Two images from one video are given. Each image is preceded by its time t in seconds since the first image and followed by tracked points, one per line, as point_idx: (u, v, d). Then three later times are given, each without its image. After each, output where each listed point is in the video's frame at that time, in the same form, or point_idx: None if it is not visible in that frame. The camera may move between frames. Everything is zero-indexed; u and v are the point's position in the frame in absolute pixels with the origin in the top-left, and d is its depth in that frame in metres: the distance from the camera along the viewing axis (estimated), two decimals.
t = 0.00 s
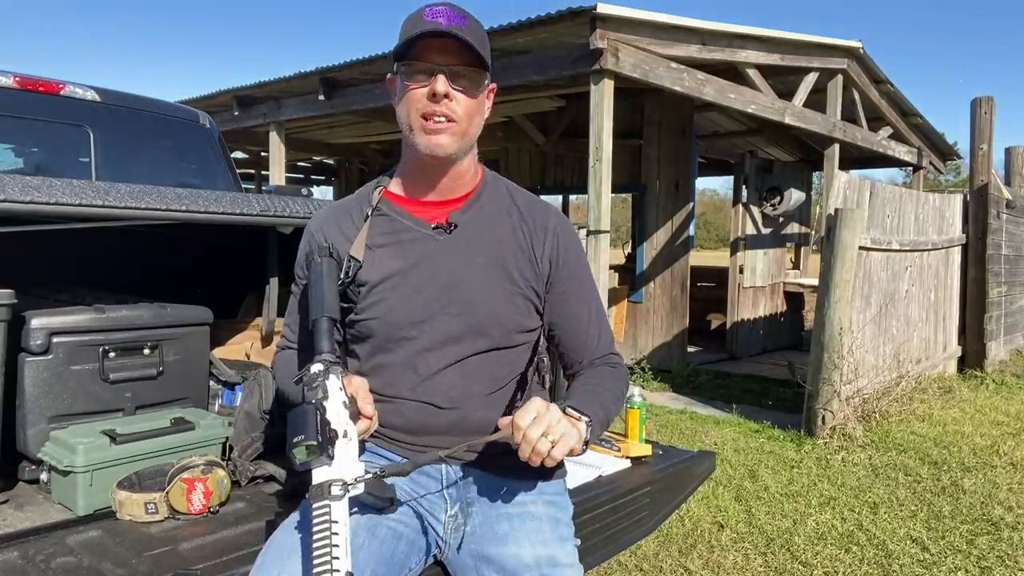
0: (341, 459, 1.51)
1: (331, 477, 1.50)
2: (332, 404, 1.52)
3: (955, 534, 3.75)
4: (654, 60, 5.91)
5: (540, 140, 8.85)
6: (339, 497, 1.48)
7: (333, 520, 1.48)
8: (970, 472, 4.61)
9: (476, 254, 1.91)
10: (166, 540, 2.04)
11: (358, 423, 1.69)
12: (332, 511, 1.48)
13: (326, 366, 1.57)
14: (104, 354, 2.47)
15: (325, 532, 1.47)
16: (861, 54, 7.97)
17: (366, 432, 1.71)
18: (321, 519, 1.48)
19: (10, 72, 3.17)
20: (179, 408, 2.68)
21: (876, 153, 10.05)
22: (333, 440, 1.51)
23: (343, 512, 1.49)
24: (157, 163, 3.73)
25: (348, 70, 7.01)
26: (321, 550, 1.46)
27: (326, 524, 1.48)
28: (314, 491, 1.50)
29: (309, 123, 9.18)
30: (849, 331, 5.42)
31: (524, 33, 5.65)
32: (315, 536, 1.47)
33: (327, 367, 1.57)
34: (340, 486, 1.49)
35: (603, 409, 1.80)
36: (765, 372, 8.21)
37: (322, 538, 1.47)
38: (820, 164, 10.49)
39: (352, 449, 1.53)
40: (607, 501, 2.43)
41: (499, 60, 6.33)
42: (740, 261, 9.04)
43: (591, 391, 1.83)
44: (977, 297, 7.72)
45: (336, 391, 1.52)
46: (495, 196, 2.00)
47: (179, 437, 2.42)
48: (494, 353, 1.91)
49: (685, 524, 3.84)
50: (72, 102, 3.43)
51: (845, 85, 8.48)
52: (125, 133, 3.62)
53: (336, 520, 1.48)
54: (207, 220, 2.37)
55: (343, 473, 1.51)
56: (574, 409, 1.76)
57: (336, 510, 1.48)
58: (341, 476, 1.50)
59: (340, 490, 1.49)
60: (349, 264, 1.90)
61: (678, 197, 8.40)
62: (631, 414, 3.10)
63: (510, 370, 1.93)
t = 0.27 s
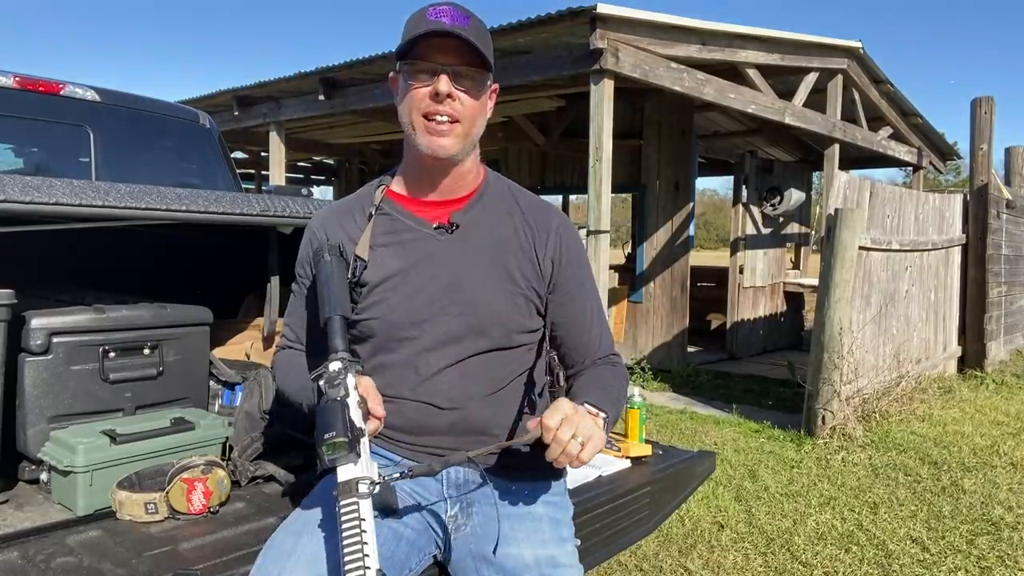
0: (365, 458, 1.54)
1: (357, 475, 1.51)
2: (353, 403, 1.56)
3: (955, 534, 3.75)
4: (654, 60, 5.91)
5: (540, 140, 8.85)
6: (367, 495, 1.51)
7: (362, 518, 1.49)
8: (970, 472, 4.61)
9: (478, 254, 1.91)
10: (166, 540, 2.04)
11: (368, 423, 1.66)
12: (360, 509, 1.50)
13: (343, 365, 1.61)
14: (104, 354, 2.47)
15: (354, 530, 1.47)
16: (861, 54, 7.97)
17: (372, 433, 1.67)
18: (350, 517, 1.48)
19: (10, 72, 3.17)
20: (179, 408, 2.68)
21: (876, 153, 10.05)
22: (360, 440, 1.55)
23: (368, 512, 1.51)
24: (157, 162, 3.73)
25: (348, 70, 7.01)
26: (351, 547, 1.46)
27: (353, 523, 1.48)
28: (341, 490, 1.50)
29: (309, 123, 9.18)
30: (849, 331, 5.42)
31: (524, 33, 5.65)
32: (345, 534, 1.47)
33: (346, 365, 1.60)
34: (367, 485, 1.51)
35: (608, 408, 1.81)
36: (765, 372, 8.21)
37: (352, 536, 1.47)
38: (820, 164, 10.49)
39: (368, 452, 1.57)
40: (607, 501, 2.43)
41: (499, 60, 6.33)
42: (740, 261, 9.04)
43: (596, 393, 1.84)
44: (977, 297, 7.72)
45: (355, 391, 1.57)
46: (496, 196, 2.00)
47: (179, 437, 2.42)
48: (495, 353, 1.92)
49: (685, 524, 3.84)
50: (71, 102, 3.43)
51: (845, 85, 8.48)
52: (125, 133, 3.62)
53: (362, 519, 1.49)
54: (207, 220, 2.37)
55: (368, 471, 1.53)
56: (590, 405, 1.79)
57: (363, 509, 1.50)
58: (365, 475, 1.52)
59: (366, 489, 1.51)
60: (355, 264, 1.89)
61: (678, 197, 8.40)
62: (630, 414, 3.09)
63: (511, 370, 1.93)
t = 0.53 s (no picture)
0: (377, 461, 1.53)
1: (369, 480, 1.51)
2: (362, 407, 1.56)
3: (955, 534, 3.75)
4: (654, 60, 5.91)
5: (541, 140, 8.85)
6: (378, 500, 1.51)
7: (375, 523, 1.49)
8: (970, 472, 4.61)
9: (481, 255, 1.91)
10: (166, 540, 2.04)
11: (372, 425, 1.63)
12: (371, 514, 1.50)
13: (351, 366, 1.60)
14: (104, 354, 2.47)
15: (367, 535, 1.48)
16: (860, 54, 7.97)
17: (377, 435, 1.66)
18: (363, 522, 1.49)
19: (10, 72, 3.17)
20: (179, 408, 2.68)
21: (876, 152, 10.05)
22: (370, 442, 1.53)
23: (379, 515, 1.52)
24: (157, 162, 3.73)
25: (348, 70, 7.01)
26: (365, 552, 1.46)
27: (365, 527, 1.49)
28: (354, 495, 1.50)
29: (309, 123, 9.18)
30: (849, 330, 5.42)
31: (524, 33, 5.65)
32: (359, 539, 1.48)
33: (354, 368, 1.60)
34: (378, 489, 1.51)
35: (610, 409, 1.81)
36: (765, 372, 8.21)
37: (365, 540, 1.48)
38: (820, 163, 10.49)
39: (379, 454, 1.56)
40: (607, 501, 2.43)
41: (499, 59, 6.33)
42: (740, 261, 9.04)
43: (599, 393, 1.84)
44: (977, 297, 7.72)
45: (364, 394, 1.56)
46: (500, 197, 2.00)
47: (179, 437, 2.42)
48: (497, 353, 1.91)
49: (685, 524, 3.84)
50: (71, 102, 3.43)
51: (845, 85, 8.48)
52: (125, 133, 3.62)
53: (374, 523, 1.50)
54: (207, 219, 2.37)
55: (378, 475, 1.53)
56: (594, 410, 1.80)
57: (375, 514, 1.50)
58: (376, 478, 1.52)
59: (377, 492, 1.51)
60: (360, 264, 1.89)
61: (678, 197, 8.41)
62: (630, 413, 3.09)
63: (512, 370, 1.93)
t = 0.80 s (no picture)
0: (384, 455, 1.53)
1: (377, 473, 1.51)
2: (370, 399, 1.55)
3: (955, 534, 3.75)
4: (654, 60, 5.91)
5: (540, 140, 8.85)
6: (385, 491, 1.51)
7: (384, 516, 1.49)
8: (970, 472, 4.61)
9: (480, 254, 1.91)
10: (166, 539, 2.04)
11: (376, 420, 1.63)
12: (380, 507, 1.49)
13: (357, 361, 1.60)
14: (104, 353, 2.47)
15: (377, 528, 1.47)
16: (860, 54, 7.97)
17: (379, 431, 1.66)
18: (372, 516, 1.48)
19: (10, 72, 3.18)
20: (179, 408, 2.68)
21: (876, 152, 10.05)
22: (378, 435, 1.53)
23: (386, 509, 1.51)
24: (157, 162, 3.73)
25: (348, 69, 7.01)
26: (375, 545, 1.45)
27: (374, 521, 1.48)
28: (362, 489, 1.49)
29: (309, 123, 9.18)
30: (849, 330, 5.43)
31: (524, 33, 5.65)
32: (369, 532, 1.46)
33: (361, 361, 1.59)
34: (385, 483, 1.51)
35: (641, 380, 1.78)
36: (765, 372, 8.20)
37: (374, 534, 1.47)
38: (820, 163, 10.49)
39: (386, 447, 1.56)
40: (607, 501, 2.43)
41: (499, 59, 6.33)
42: (740, 261, 9.04)
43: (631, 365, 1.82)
44: (977, 297, 7.72)
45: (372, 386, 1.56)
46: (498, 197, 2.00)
47: (179, 437, 2.42)
48: (496, 352, 1.92)
49: (685, 524, 3.84)
50: (71, 102, 3.43)
51: (845, 85, 8.48)
52: (125, 133, 3.62)
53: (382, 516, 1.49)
54: (207, 219, 2.37)
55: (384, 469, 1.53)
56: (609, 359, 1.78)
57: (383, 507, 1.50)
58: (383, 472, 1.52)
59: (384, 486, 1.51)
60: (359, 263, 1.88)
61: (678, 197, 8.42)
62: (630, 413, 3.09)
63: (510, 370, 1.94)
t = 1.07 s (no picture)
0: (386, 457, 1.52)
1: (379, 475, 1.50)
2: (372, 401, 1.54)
3: (955, 534, 3.75)
4: (654, 60, 5.90)
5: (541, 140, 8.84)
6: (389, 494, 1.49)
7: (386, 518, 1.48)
8: (970, 472, 4.61)
9: (483, 252, 1.92)
10: (166, 539, 2.03)
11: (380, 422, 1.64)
12: (383, 509, 1.48)
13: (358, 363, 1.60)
14: (104, 353, 2.47)
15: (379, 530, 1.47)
16: (860, 54, 7.97)
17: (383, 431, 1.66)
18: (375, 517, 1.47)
19: (10, 72, 3.17)
20: (179, 408, 2.68)
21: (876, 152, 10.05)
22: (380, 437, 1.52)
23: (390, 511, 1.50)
24: (156, 162, 3.72)
25: (348, 69, 7.01)
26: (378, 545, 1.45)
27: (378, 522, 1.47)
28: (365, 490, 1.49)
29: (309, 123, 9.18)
30: (849, 330, 5.43)
31: (524, 32, 5.65)
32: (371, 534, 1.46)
33: (363, 363, 1.60)
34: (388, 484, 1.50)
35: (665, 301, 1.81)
36: (765, 372, 8.20)
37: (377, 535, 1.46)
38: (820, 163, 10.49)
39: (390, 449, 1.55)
40: (607, 500, 2.43)
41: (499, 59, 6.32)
42: (740, 261, 9.04)
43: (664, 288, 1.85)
44: (977, 297, 7.72)
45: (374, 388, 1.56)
46: (499, 194, 2.01)
47: (179, 437, 2.42)
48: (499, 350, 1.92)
49: (685, 524, 3.84)
50: (71, 102, 3.43)
51: (845, 85, 8.48)
52: (125, 133, 3.62)
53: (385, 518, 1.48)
54: (207, 219, 2.37)
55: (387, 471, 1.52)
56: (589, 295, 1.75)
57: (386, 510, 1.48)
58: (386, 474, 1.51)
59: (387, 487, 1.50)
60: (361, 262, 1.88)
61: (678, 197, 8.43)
62: (630, 413, 3.09)
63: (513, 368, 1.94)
